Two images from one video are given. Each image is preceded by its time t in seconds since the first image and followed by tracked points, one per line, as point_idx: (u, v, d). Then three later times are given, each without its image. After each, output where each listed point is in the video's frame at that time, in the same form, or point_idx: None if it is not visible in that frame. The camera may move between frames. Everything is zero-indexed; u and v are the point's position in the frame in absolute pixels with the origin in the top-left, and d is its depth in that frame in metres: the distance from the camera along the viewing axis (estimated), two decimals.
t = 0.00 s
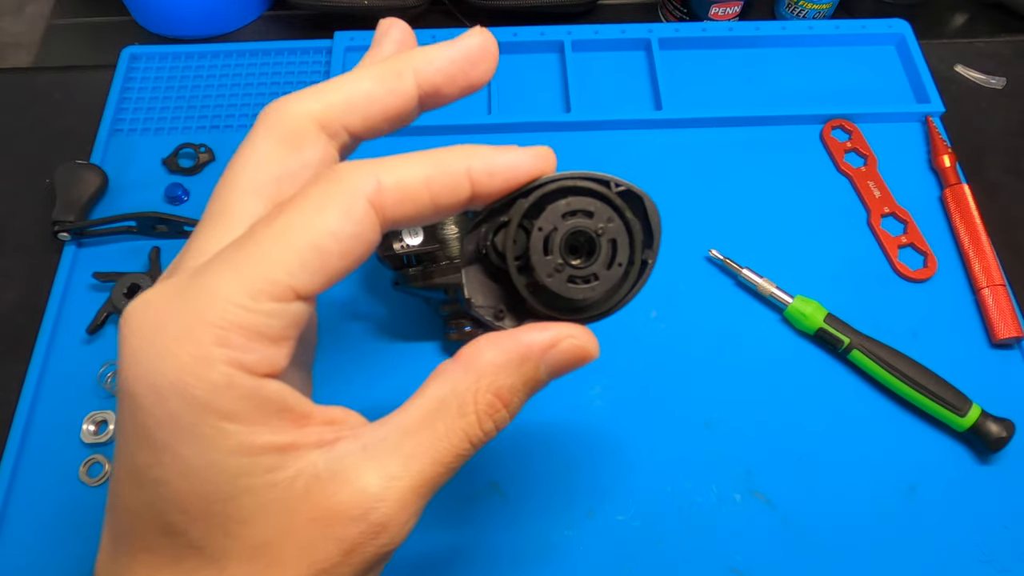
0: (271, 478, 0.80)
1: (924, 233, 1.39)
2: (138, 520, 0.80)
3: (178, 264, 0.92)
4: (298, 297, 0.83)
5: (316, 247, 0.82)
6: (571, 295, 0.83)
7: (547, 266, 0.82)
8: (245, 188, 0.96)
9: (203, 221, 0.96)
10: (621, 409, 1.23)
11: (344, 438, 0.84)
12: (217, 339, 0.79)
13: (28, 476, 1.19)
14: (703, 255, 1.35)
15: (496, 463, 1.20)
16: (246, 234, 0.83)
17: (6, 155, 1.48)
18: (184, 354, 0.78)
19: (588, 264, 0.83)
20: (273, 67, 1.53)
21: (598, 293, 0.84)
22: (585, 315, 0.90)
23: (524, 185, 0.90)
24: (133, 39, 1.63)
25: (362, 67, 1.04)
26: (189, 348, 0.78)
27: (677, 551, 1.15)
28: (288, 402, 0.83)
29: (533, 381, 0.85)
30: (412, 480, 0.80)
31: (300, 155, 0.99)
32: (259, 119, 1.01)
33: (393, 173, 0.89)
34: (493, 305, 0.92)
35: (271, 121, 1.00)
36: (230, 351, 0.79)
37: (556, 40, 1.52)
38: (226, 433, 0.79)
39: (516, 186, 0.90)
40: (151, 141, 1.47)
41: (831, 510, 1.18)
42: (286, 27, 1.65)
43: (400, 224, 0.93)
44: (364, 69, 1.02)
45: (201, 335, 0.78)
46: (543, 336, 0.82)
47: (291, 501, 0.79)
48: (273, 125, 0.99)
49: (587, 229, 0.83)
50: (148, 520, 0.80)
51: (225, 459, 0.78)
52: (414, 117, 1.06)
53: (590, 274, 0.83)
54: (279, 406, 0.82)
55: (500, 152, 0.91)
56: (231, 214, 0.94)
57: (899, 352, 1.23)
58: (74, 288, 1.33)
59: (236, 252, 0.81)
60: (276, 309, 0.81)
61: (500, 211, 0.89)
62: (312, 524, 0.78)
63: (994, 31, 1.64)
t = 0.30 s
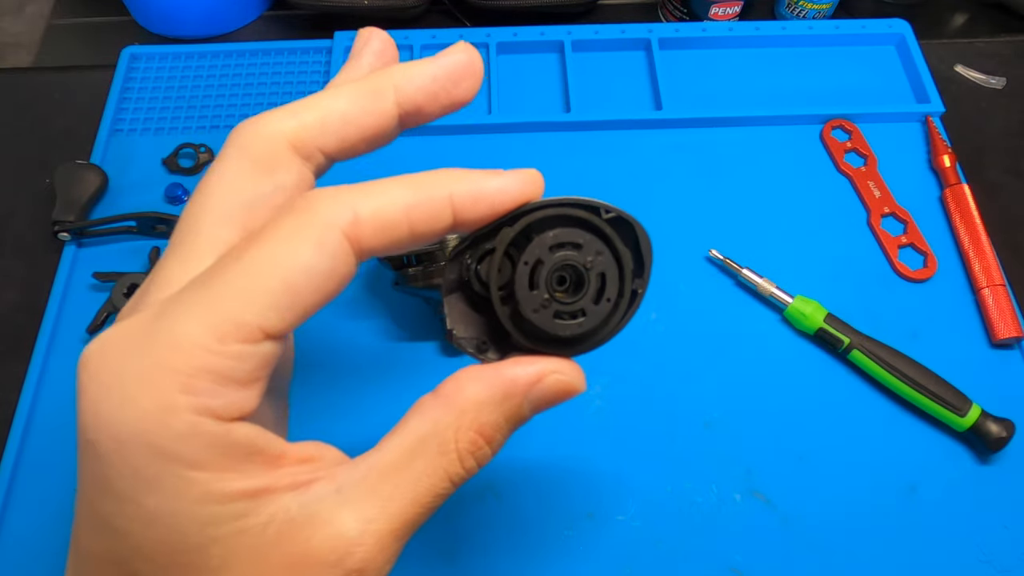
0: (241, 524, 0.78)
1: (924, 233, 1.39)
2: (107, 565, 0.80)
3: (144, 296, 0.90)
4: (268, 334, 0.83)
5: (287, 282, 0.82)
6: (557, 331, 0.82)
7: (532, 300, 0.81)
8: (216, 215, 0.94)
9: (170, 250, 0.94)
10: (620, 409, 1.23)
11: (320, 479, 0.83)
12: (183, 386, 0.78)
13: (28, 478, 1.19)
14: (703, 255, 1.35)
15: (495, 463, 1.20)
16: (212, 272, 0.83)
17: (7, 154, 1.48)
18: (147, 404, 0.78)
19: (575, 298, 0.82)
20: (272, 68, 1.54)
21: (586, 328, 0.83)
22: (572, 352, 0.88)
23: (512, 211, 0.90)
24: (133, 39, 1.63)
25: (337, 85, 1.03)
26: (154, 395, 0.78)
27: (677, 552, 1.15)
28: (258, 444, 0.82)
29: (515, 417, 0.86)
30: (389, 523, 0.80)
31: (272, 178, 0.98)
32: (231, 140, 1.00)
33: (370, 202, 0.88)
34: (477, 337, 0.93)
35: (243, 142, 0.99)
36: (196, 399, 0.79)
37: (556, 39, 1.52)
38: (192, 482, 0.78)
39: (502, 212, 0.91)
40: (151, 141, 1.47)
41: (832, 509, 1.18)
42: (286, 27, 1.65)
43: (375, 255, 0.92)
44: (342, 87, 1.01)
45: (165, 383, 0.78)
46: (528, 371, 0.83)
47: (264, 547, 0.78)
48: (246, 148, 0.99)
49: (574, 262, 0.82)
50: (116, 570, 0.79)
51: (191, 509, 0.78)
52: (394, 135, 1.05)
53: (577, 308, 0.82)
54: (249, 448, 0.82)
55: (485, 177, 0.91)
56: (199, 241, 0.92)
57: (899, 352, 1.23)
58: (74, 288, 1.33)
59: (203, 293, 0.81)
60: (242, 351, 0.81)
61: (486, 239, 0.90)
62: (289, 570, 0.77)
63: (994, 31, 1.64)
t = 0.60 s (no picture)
0: (263, 536, 0.79)
1: (924, 233, 1.38)
2: None
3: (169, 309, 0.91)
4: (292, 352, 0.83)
5: (314, 304, 0.82)
6: (573, 352, 0.83)
7: (549, 322, 0.82)
8: (237, 231, 0.94)
9: (195, 264, 0.94)
10: (622, 409, 1.23)
11: (339, 492, 0.83)
12: (211, 401, 0.79)
13: (28, 480, 1.19)
14: (703, 255, 1.35)
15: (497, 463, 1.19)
16: (237, 290, 0.82)
17: (7, 154, 1.48)
18: (179, 419, 0.78)
19: (592, 321, 0.83)
20: (272, 68, 1.53)
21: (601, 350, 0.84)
22: (587, 372, 0.88)
23: (532, 233, 0.89)
24: (133, 39, 1.63)
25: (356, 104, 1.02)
26: (181, 410, 0.78)
27: (678, 551, 1.15)
28: (281, 457, 0.83)
29: (531, 435, 0.85)
30: (407, 538, 0.79)
31: (294, 197, 0.98)
32: (255, 155, 0.99)
33: (393, 223, 0.87)
34: (493, 354, 0.94)
35: (266, 159, 0.98)
36: (225, 414, 0.79)
37: (556, 40, 1.52)
38: (218, 495, 0.79)
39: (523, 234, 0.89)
40: (151, 140, 1.47)
41: (833, 511, 1.18)
42: (286, 27, 1.65)
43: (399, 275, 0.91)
44: (360, 106, 1.00)
45: (192, 398, 0.78)
46: (543, 391, 0.83)
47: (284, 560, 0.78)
48: (268, 166, 0.97)
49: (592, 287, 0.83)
50: None
51: (217, 520, 0.78)
52: (412, 153, 1.04)
53: (593, 330, 0.83)
54: (273, 462, 0.82)
55: (504, 199, 0.90)
56: (223, 257, 0.93)
57: (899, 352, 1.23)
58: (74, 288, 1.33)
59: (229, 310, 0.81)
60: (268, 368, 0.81)
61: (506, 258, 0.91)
62: None
63: (994, 30, 1.64)
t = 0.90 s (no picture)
0: (289, 562, 0.79)
1: (924, 234, 1.39)
2: None
3: (197, 323, 0.91)
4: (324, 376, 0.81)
5: (346, 329, 0.80)
6: (611, 378, 0.77)
7: (588, 348, 0.76)
8: (264, 245, 0.94)
9: (221, 276, 0.95)
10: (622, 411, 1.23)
11: (367, 514, 0.84)
12: (240, 427, 0.78)
13: (28, 479, 1.19)
14: (703, 256, 1.35)
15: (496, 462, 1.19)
16: (269, 309, 0.80)
17: (7, 154, 1.48)
18: (209, 445, 0.77)
19: (632, 347, 0.77)
20: (273, 68, 1.53)
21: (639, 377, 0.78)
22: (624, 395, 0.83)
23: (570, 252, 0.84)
24: (132, 39, 1.63)
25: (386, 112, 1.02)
26: (210, 434, 0.77)
27: (677, 551, 1.15)
28: (309, 481, 0.83)
29: (561, 457, 0.85)
30: (433, 560, 0.80)
31: (323, 207, 0.97)
32: (283, 164, 0.99)
33: (430, 241, 0.85)
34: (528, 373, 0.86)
35: (294, 170, 0.97)
36: (254, 441, 0.78)
37: (556, 40, 1.52)
38: (246, 520, 0.79)
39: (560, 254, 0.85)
40: (151, 140, 1.47)
41: (833, 513, 1.18)
42: (286, 27, 1.65)
43: (435, 292, 0.89)
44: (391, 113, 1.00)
45: (222, 424, 0.77)
46: (579, 413, 0.82)
47: None
48: (297, 177, 0.97)
49: (636, 311, 0.76)
50: None
51: (245, 545, 0.78)
52: (441, 162, 1.04)
53: (633, 356, 0.77)
54: (301, 486, 0.82)
55: (546, 217, 0.87)
56: (252, 272, 0.93)
57: (899, 352, 1.23)
58: (74, 288, 1.33)
59: (259, 333, 0.79)
60: (300, 394, 0.80)
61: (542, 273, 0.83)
62: None
63: (994, 30, 1.64)
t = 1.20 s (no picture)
0: (284, 525, 0.79)
1: (924, 233, 1.39)
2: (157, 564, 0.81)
3: (192, 308, 0.92)
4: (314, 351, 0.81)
5: (334, 307, 0.79)
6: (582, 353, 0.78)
7: (563, 325, 0.76)
8: (258, 232, 0.94)
9: (217, 263, 0.95)
10: (621, 409, 1.23)
11: (357, 479, 0.83)
12: (236, 398, 0.78)
13: (28, 478, 1.19)
14: (703, 255, 1.35)
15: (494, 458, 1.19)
16: (259, 290, 0.80)
17: (7, 154, 1.48)
18: (205, 414, 0.78)
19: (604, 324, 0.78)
20: (273, 68, 1.53)
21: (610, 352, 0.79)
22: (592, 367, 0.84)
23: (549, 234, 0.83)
24: (132, 39, 1.63)
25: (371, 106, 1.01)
26: (206, 403, 0.78)
27: (677, 550, 1.15)
28: (303, 449, 0.82)
29: (541, 422, 0.85)
30: (422, 520, 0.80)
31: (313, 197, 0.97)
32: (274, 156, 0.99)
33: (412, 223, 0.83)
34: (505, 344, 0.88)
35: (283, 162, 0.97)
36: (249, 410, 0.79)
37: (556, 40, 1.52)
38: (242, 485, 0.79)
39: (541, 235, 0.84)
40: (151, 141, 1.47)
41: (832, 511, 1.18)
42: (286, 27, 1.65)
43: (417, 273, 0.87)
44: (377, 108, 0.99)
45: (217, 396, 0.78)
46: (554, 379, 0.82)
47: (305, 548, 0.79)
48: (286, 167, 0.97)
49: (609, 290, 0.77)
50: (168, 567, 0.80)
51: (241, 510, 0.78)
52: (426, 154, 1.03)
53: (605, 333, 0.78)
54: (295, 453, 0.82)
55: (525, 197, 0.84)
56: (244, 258, 0.93)
57: (899, 352, 1.23)
58: (74, 288, 1.33)
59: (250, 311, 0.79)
60: (291, 368, 0.80)
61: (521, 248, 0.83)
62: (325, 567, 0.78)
63: (994, 30, 1.64)
